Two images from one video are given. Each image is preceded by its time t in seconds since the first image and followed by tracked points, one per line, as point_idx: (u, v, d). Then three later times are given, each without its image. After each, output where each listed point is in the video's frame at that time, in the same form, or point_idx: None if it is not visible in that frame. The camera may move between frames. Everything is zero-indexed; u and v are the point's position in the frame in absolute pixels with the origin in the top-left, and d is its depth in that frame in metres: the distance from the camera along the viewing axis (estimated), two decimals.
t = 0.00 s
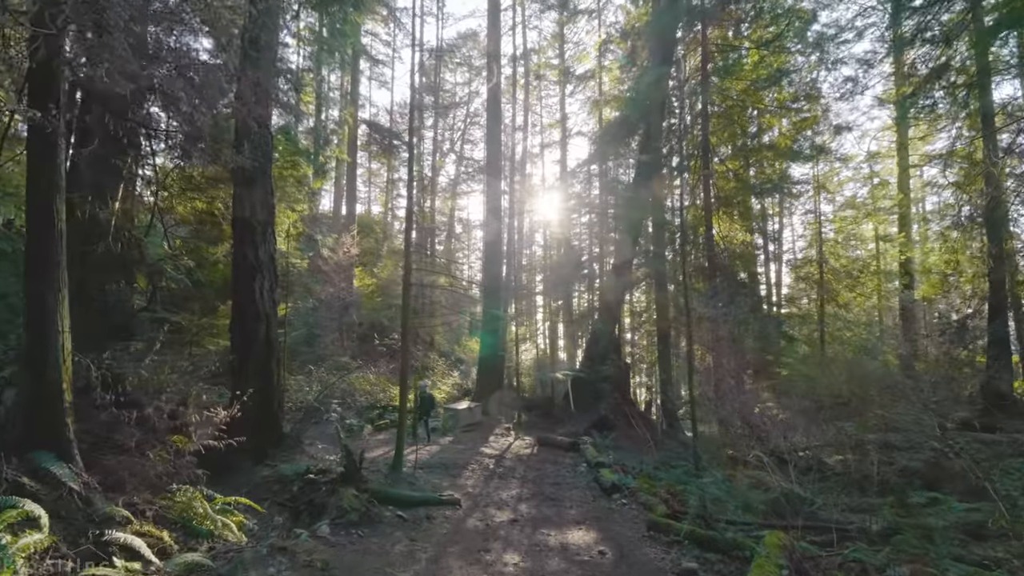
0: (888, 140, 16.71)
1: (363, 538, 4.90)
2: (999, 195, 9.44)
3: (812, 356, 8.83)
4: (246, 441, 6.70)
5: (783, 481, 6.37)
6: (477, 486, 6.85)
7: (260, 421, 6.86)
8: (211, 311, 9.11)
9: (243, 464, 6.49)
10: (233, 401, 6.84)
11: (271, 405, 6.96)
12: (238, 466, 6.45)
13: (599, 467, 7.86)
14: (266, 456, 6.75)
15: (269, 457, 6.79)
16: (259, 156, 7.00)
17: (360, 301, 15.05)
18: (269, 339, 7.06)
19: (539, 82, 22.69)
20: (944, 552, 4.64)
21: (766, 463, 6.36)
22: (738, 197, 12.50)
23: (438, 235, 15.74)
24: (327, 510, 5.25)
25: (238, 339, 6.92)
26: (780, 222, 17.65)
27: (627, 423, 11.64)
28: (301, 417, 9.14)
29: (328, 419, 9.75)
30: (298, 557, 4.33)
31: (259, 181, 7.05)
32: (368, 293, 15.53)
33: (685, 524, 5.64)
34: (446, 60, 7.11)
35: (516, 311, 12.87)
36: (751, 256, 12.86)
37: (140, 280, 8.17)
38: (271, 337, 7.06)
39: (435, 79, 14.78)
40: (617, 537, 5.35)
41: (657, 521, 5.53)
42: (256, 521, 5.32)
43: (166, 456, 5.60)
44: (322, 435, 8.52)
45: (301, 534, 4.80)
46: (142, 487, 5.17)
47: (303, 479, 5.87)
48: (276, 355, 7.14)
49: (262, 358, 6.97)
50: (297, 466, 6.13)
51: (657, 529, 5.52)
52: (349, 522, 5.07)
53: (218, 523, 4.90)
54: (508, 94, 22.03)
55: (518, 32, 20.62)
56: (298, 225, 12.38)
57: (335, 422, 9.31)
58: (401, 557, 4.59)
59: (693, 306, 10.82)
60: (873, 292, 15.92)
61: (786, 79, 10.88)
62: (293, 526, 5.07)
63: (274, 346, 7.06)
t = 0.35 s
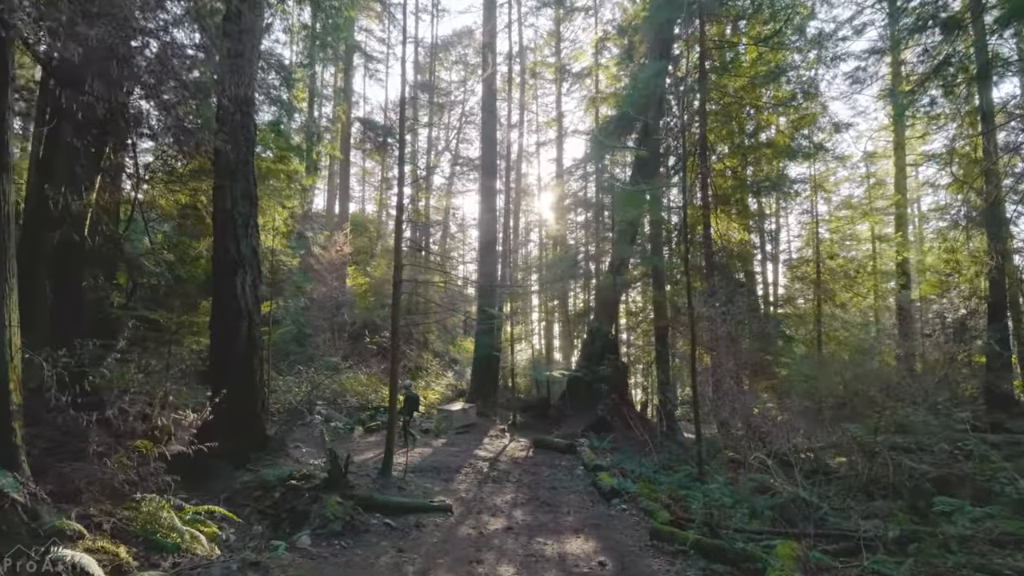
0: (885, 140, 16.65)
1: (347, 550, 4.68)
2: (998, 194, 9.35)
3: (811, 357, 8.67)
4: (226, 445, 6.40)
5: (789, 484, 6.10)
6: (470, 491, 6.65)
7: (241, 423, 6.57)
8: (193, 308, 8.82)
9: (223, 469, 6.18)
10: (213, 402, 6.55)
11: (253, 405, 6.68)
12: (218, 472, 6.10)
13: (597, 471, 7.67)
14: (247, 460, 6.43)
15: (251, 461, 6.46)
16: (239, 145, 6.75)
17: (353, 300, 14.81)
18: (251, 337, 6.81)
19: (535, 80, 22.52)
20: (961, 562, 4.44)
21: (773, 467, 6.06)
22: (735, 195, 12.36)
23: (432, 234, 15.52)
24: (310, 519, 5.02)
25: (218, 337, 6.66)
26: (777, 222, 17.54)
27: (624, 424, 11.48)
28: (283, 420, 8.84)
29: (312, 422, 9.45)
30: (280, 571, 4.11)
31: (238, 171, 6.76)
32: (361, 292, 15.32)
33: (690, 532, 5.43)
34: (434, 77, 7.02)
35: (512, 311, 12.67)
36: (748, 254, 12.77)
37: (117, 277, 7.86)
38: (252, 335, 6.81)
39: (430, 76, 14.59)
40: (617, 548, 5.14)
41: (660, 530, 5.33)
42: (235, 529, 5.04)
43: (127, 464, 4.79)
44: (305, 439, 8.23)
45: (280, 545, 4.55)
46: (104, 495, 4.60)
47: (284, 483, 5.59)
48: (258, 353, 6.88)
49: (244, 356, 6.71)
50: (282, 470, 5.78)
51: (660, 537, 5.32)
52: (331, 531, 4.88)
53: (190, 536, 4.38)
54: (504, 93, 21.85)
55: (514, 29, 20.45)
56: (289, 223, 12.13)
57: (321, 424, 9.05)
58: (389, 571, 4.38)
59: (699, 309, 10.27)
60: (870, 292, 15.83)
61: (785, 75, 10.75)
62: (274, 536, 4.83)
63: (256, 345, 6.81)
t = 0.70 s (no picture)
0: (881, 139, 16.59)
1: (328, 563, 4.43)
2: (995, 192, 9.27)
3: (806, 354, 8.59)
4: (205, 450, 6.14)
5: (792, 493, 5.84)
6: (462, 497, 6.46)
7: (221, 427, 6.33)
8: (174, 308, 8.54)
9: (201, 475, 5.87)
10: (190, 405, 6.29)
11: (232, 408, 6.46)
12: (195, 479, 5.77)
13: (593, 475, 7.50)
14: (227, 465, 6.21)
15: (231, 467, 6.25)
16: (219, 133, 6.51)
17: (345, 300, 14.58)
18: (231, 336, 6.56)
19: (530, 78, 22.32)
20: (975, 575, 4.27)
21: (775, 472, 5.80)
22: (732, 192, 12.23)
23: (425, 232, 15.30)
24: (288, 531, 4.76)
25: (196, 337, 6.38)
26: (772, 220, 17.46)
27: (620, 426, 11.32)
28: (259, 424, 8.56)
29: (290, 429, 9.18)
30: None
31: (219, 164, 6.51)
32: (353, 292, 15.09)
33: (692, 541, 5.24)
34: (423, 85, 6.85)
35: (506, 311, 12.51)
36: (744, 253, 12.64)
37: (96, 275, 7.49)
38: (233, 335, 6.56)
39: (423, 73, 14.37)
40: (615, 558, 4.96)
41: (660, 539, 5.14)
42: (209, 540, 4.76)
43: (82, 475, 4.13)
44: (284, 445, 7.96)
45: (255, 560, 4.29)
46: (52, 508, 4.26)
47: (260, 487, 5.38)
48: (238, 353, 6.65)
49: (223, 356, 6.46)
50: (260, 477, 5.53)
51: (660, 547, 5.13)
52: (312, 544, 4.64)
53: (156, 554, 3.80)
54: (498, 91, 21.67)
55: (509, 28, 20.29)
56: (279, 221, 11.93)
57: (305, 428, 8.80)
58: None
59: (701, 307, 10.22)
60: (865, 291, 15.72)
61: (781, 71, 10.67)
62: (251, 549, 4.57)
63: (237, 345, 6.56)
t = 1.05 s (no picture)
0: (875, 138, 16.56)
1: None
2: (992, 189, 9.20)
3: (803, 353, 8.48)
4: (179, 451, 5.92)
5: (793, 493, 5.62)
6: (452, 501, 6.27)
7: (196, 427, 6.08)
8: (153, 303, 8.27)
9: (175, 478, 5.73)
10: (164, 404, 6.04)
11: (208, 408, 6.18)
12: (168, 483, 5.65)
13: (588, 477, 7.32)
14: (202, 469, 5.93)
15: (206, 471, 5.96)
16: (192, 117, 6.26)
17: (336, 299, 14.36)
18: (207, 332, 6.26)
19: (524, 76, 22.18)
20: None
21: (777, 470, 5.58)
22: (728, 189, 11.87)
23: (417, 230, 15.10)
24: (261, 540, 4.49)
25: (169, 333, 6.10)
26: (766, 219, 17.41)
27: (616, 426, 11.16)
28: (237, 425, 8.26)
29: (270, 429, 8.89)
30: None
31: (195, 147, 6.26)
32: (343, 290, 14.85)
33: (694, 549, 5.05)
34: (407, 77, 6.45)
35: (500, 310, 12.33)
36: (739, 251, 12.53)
37: (69, 269, 7.38)
38: (208, 331, 6.26)
39: (416, 69, 14.18)
40: (612, 566, 4.77)
41: (661, 546, 4.93)
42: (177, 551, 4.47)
43: (27, 479, 3.68)
44: (263, 446, 7.67)
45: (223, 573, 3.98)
46: None
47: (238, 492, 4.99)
48: (214, 349, 6.35)
49: (198, 353, 6.17)
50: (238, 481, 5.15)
51: (661, 556, 4.91)
52: (286, 554, 4.38)
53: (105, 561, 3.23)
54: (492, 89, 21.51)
55: (503, 24, 20.11)
56: (268, 217, 11.70)
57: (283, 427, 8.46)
58: None
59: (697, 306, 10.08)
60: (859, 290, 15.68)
61: (777, 67, 10.59)
62: (221, 560, 4.28)
63: (213, 341, 6.27)
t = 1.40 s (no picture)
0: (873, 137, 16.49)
1: None
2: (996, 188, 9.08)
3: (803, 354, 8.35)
4: (158, 456, 5.70)
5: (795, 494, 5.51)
6: (446, 508, 6.07)
7: (175, 430, 5.85)
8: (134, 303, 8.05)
9: (152, 486, 5.47)
10: (142, 406, 5.81)
11: (188, 410, 5.95)
12: (144, 491, 5.39)
13: (588, 482, 7.14)
14: (181, 475, 5.69)
15: (185, 477, 5.71)
16: (172, 103, 5.99)
17: (329, 298, 14.13)
18: (187, 330, 6.03)
19: (520, 73, 21.97)
20: None
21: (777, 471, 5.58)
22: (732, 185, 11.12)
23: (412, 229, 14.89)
24: (237, 554, 4.23)
25: (147, 331, 5.87)
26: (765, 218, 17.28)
27: (614, 428, 10.99)
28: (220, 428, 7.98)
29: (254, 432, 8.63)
30: None
31: (175, 135, 5.98)
32: (337, 289, 14.62)
33: (702, 561, 4.86)
34: (389, 78, 6.27)
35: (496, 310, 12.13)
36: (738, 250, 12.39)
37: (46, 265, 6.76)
38: (188, 331, 6.03)
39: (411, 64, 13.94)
40: None
41: (668, 559, 4.74)
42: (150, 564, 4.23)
43: None
44: (246, 451, 7.41)
45: None
46: None
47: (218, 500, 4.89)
48: (195, 348, 6.12)
49: (177, 352, 5.94)
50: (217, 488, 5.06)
51: (666, 569, 4.72)
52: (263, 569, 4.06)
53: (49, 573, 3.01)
54: (488, 86, 21.29)
55: (499, 21, 19.92)
56: (259, 214, 11.46)
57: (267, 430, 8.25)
58: None
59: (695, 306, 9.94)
60: (857, 289, 15.61)
61: (775, 63, 10.51)
62: None
63: (193, 341, 6.05)
